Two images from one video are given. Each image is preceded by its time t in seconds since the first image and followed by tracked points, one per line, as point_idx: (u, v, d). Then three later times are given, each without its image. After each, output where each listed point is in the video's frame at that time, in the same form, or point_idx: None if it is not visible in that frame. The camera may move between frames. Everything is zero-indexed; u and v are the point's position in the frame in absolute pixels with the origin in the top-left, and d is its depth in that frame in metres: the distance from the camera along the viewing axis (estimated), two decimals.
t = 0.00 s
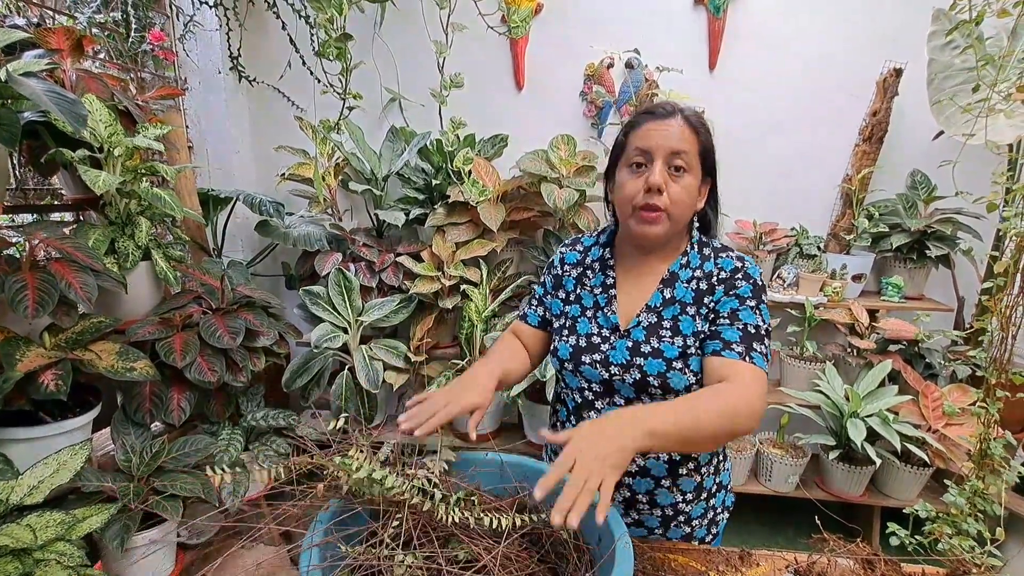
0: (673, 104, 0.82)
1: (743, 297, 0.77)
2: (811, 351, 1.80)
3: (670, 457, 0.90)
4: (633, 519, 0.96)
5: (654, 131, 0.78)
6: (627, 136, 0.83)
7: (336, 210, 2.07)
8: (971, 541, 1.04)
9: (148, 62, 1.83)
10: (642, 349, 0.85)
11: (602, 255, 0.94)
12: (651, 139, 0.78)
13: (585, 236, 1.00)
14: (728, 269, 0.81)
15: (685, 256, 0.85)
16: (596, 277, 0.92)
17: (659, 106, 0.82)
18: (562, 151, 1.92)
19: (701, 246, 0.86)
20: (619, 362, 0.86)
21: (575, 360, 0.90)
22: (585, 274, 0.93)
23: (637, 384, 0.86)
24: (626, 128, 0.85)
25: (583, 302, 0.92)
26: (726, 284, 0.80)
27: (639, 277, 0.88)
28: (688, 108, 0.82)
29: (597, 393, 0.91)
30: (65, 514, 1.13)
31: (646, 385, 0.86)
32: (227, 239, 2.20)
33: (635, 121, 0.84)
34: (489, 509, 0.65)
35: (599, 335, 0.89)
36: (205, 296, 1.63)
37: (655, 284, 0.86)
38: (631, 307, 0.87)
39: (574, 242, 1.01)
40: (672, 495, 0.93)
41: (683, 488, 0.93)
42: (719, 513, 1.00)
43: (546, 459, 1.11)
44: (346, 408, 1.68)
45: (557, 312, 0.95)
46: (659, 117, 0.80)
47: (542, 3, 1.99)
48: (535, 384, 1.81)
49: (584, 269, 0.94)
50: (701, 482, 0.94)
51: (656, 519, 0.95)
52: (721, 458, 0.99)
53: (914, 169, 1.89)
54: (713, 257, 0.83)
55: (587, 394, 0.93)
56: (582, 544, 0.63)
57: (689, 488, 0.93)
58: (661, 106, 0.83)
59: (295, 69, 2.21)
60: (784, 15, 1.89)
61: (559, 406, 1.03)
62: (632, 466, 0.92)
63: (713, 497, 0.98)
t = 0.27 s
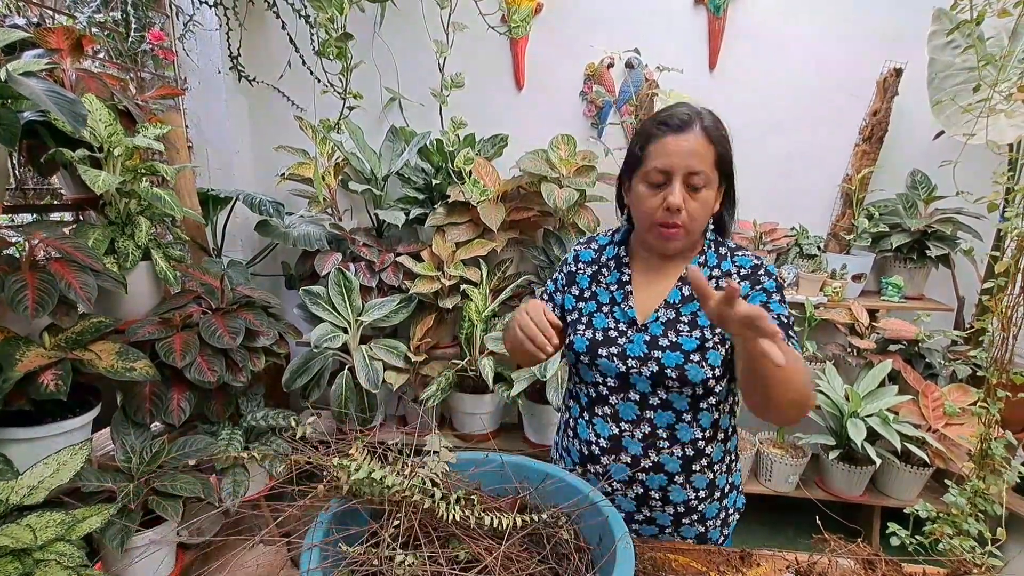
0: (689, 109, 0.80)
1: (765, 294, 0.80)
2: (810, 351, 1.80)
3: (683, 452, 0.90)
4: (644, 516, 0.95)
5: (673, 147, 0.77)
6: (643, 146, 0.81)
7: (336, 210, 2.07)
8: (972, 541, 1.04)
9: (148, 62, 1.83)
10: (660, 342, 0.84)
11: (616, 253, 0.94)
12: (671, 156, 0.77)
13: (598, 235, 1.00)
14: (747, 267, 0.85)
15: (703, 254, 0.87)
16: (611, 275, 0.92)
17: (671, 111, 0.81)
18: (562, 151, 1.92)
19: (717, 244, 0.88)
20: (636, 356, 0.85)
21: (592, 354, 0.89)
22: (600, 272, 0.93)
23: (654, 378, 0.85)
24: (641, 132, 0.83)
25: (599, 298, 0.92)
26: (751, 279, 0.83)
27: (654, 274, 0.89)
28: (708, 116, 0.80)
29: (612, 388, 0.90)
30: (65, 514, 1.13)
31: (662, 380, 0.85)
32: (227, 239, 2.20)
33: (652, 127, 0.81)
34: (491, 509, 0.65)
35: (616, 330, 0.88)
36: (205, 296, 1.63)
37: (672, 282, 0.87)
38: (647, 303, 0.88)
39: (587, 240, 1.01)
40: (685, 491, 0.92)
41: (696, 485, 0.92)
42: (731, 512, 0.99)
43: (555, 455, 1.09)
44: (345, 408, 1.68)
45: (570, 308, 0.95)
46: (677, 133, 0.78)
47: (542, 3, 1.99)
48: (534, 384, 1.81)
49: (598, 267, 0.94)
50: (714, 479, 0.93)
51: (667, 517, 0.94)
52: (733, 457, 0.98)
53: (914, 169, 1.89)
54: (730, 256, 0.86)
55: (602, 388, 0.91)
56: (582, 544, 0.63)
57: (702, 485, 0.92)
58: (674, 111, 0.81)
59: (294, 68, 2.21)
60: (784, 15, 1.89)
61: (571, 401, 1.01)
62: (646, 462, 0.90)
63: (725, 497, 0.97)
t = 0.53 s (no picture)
0: (707, 114, 0.78)
1: (783, 309, 0.82)
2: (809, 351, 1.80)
3: (697, 455, 0.91)
4: (655, 517, 0.95)
5: (696, 156, 0.75)
6: (663, 155, 0.78)
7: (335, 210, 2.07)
8: (971, 542, 1.04)
9: (147, 61, 1.83)
10: (677, 348, 0.85)
11: (629, 257, 0.93)
12: (694, 166, 0.74)
13: (609, 236, 0.99)
14: (769, 276, 0.85)
15: (721, 259, 0.87)
16: (624, 279, 0.92)
17: (686, 115, 0.79)
18: (562, 151, 1.91)
19: (734, 248, 0.88)
20: (653, 360, 0.86)
21: (607, 357, 0.90)
22: (612, 275, 0.92)
23: (671, 382, 0.86)
24: (659, 136, 0.80)
25: (612, 302, 0.92)
26: (779, 292, 0.83)
27: (672, 279, 0.88)
28: (733, 124, 0.77)
29: (628, 390, 0.91)
30: (63, 514, 1.13)
31: (680, 384, 0.86)
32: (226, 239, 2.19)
33: (673, 132, 0.78)
34: (489, 509, 0.65)
35: (631, 334, 0.89)
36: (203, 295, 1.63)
37: (690, 288, 0.87)
38: (663, 308, 0.87)
39: (599, 240, 1.00)
40: (697, 494, 0.93)
41: (708, 489, 0.93)
42: (738, 518, 1.00)
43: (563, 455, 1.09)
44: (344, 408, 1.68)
45: (582, 310, 0.95)
46: (702, 141, 0.75)
47: (541, 3, 1.99)
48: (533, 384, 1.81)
49: (610, 271, 0.93)
50: (725, 483, 0.95)
51: (677, 518, 0.94)
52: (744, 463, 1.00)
53: (912, 169, 1.89)
54: (749, 263, 0.86)
55: (617, 390, 0.92)
56: (580, 544, 0.63)
57: (713, 488, 0.94)
58: (691, 117, 0.78)
59: (293, 68, 2.20)
60: (784, 15, 1.89)
61: (583, 401, 1.01)
62: (658, 464, 0.91)
63: (734, 502, 0.98)
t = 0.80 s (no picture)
0: (730, 117, 0.75)
1: (793, 324, 0.85)
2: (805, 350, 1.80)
3: (707, 461, 0.93)
4: (661, 520, 0.96)
5: (726, 163, 0.72)
6: (690, 160, 0.75)
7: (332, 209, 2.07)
8: (967, 542, 1.03)
9: (144, 61, 1.83)
10: (696, 356, 0.86)
11: (644, 258, 0.92)
12: (722, 175, 0.72)
13: (623, 233, 0.97)
14: (785, 288, 0.87)
15: (740, 267, 0.87)
16: (640, 280, 0.91)
17: (708, 119, 0.76)
18: (559, 150, 1.91)
19: (752, 256, 0.89)
20: (672, 368, 0.87)
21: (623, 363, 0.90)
22: (627, 276, 0.92)
23: (689, 391, 0.87)
24: (685, 137, 0.77)
25: (627, 304, 0.91)
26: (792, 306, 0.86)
27: (690, 284, 0.88)
28: (762, 131, 0.75)
29: (642, 395, 0.91)
30: (58, 514, 1.13)
31: (698, 393, 0.87)
32: (223, 238, 2.19)
33: (699, 135, 0.75)
34: (482, 508, 0.65)
35: (649, 339, 0.89)
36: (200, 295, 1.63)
37: (708, 295, 0.87)
38: (682, 315, 0.87)
39: (611, 236, 0.99)
40: (704, 497, 0.95)
41: (715, 492, 0.95)
42: (740, 519, 1.03)
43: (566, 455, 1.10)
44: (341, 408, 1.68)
45: (595, 310, 0.95)
46: (730, 149, 0.73)
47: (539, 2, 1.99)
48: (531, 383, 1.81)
49: (624, 270, 0.93)
50: (731, 487, 0.97)
51: (682, 520, 0.96)
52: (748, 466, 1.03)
53: (910, 168, 1.89)
54: (766, 272, 0.87)
55: (631, 395, 0.92)
56: (572, 544, 0.63)
57: (720, 491, 0.96)
58: (716, 119, 0.75)
59: (291, 67, 2.20)
60: (782, 14, 1.88)
61: (591, 402, 1.02)
62: (668, 468, 0.92)
63: (737, 504, 1.00)
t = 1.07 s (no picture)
0: (749, 120, 0.75)
1: (796, 326, 0.86)
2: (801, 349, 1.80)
3: (713, 458, 0.94)
4: (668, 517, 0.97)
5: (750, 167, 0.72)
6: (717, 160, 0.74)
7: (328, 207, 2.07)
8: (960, 540, 1.03)
9: (140, 59, 1.83)
10: (704, 360, 0.87)
11: (652, 258, 0.91)
12: (744, 178, 0.72)
13: (628, 230, 0.95)
14: (785, 292, 0.86)
15: (744, 269, 0.86)
16: (647, 280, 0.90)
17: (727, 121, 0.76)
18: (555, 149, 1.91)
19: (755, 258, 0.89)
20: (681, 372, 0.88)
21: (632, 366, 0.90)
22: (634, 275, 0.91)
23: (698, 394, 0.88)
24: (705, 139, 0.77)
25: (635, 305, 0.91)
26: (793, 310, 0.86)
27: (696, 285, 0.88)
28: (786, 136, 0.75)
29: (651, 397, 0.92)
30: (51, 511, 1.13)
31: (707, 396, 0.88)
32: (219, 237, 2.19)
33: (724, 136, 0.74)
34: (471, 506, 0.65)
35: (657, 342, 0.89)
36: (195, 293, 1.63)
37: (714, 297, 0.87)
38: (689, 317, 0.88)
39: (615, 233, 0.96)
40: (710, 494, 0.96)
41: (719, 488, 0.97)
42: (741, 513, 1.05)
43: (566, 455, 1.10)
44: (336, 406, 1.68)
45: (601, 310, 0.93)
46: (756, 152, 0.72)
47: None
48: (526, 382, 1.81)
49: (631, 269, 0.91)
50: (734, 482, 0.99)
51: (689, 519, 0.97)
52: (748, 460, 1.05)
53: (906, 167, 1.89)
54: (768, 275, 0.87)
55: (639, 396, 0.93)
56: (561, 542, 0.63)
57: (724, 487, 0.98)
58: (735, 121, 0.75)
59: (287, 65, 2.19)
60: (779, 13, 1.88)
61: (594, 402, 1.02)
62: (676, 467, 0.93)
63: (739, 499, 1.02)
